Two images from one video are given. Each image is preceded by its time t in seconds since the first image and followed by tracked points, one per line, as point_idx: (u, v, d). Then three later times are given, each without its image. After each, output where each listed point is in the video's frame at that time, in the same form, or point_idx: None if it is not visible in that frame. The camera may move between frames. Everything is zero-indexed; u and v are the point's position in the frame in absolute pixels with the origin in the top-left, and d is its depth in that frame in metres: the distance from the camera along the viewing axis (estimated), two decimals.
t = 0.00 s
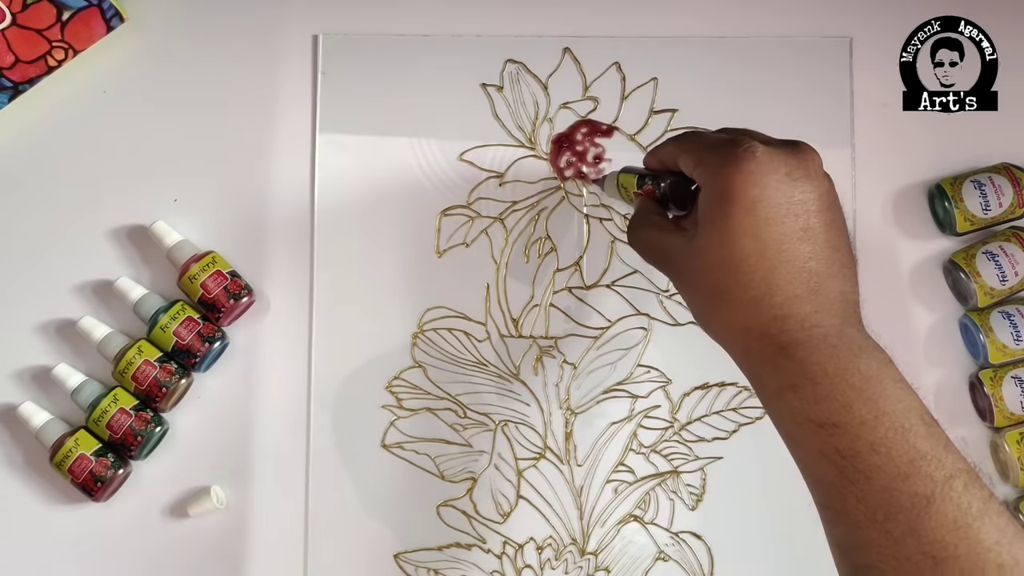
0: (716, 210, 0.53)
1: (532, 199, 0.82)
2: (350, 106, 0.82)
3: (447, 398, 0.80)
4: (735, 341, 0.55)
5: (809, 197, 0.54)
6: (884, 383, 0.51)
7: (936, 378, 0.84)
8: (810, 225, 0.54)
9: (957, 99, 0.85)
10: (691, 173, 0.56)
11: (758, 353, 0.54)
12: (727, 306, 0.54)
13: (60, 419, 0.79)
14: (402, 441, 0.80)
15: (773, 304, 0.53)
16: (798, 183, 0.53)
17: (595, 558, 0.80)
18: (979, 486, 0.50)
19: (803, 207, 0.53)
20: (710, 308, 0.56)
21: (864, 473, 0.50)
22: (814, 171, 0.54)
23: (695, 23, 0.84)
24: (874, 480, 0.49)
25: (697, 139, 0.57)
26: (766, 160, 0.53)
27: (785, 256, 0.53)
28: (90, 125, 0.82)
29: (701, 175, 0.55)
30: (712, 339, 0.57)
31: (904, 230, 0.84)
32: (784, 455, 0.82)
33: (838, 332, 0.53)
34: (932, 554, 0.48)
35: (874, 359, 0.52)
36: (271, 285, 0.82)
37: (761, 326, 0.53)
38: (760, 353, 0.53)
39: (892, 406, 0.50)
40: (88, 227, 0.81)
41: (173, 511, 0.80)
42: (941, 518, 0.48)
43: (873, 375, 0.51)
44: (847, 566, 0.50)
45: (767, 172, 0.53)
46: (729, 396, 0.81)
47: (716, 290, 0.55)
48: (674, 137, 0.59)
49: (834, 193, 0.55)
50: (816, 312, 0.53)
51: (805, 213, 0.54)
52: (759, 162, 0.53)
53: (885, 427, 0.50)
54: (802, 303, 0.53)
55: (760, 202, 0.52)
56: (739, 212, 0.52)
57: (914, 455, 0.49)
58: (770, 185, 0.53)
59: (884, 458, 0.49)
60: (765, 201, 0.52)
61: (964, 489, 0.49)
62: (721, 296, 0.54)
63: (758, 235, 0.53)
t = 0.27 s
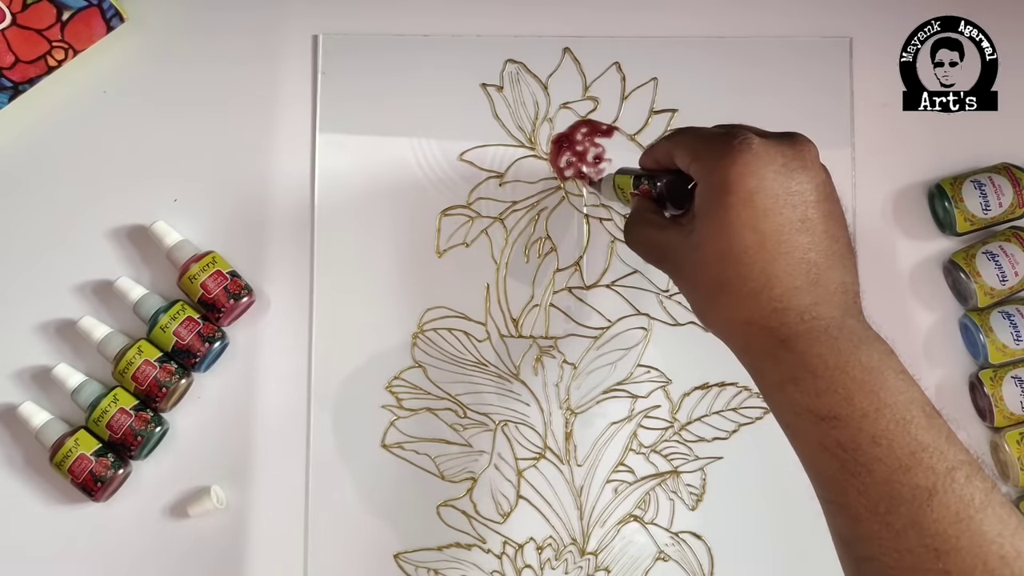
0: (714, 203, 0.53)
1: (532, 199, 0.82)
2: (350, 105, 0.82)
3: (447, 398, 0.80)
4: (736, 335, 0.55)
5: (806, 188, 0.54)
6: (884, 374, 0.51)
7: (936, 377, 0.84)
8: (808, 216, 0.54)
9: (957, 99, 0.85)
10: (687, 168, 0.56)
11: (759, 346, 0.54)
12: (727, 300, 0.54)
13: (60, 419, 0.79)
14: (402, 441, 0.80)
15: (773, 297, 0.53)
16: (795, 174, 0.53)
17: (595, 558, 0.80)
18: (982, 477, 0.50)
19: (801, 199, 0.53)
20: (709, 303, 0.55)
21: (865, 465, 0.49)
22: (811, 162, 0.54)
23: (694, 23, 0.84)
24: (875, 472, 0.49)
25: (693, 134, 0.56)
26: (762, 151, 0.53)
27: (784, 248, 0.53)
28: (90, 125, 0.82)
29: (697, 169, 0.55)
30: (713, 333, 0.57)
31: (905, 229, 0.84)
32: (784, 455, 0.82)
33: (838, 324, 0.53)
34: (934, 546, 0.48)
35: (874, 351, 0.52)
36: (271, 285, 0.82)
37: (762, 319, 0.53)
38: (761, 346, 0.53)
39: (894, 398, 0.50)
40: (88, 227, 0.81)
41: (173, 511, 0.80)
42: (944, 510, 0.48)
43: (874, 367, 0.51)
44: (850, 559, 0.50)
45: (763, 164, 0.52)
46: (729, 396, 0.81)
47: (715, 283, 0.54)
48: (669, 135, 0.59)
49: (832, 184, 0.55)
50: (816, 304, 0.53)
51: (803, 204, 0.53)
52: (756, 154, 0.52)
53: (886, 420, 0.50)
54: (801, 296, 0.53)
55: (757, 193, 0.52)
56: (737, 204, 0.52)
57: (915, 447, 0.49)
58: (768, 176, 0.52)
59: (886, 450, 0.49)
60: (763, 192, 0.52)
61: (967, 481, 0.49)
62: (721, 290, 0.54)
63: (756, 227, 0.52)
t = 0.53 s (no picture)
0: (711, 203, 0.53)
1: (532, 199, 0.82)
2: (350, 105, 0.82)
3: (447, 398, 0.80)
4: (736, 333, 0.55)
5: (804, 185, 0.53)
6: (885, 372, 0.51)
7: (936, 377, 0.84)
8: (807, 214, 0.54)
9: (957, 99, 0.85)
10: (685, 168, 0.56)
11: (759, 345, 0.54)
12: (726, 299, 0.54)
13: (60, 419, 0.79)
14: (402, 441, 0.80)
15: (772, 295, 0.53)
16: (792, 172, 0.53)
17: (595, 558, 0.80)
18: (984, 475, 0.49)
19: (799, 197, 0.53)
20: (710, 302, 0.56)
21: (866, 464, 0.49)
22: (809, 159, 0.54)
23: (694, 23, 0.84)
24: (876, 471, 0.49)
25: (690, 134, 0.57)
26: (759, 149, 0.53)
27: (782, 246, 0.53)
28: (90, 125, 0.82)
29: (694, 169, 0.55)
30: (714, 332, 0.57)
31: (905, 229, 0.84)
32: (784, 455, 0.82)
33: (838, 322, 0.53)
34: (936, 545, 0.47)
35: (875, 348, 0.52)
36: (271, 285, 0.82)
37: (761, 317, 0.53)
38: (761, 345, 0.54)
39: (895, 396, 0.50)
40: (88, 227, 0.81)
41: (173, 511, 0.80)
42: (945, 509, 0.48)
43: (875, 365, 0.51)
44: (852, 558, 0.50)
45: (760, 161, 0.52)
46: (729, 396, 0.81)
47: (715, 282, 0.55)
48: (667, 134, 0.59)
49: (831, 181, 0.55)
50: (815, 303, 0.53)
51: (801, 202, 0.53)
52: (753, 152, 0.52)
53: (887, 418, 0.50)
54: (800, 294, 0.53)
55: (754, 191, 0.52)
56: (734, 202, 0.52)
57: (917, 445, 0.49)
58: (765, 174, 0.52)
59: (886, 449, 0.49)
60: (761, 190, 0.52)
61: (968, 480, 0.48)
62: (720, 288, 0.54)
63: (754, 226, 0.53)
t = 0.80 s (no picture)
0: (708, 200, 0.53)
1: (532, 199, 0.82)
2: (350, 105, 0.82)
3: (447, 398, 0.80)
4: (734, 330, 0.55)
5: (801, 182, 0.54)
6: (883, 368, 0.51)
7: (935, 376, 0.84)
8: (803, 211, 0.54)
9: (957, 99, 0.85)
10: (681, 166, 0.56)
11: (757, 342, 0.54)
12: (725, 297, 0.54)
13: (60, 419, 0.79)
14: (402, 441, 0.80)
15: (770, 291, 0.53)
16: (788, 169, 0.53)
17: (595, 558, 0.80)
18: (982, 470, 0.49)
19: (796, 194, 0.54)
20: (708, 299, 0.56)
21: (864, 460, 0.49)
22: (805, 156, 0.54)
23: (694, 23, 0.84)
24: (875, 467, 0.49)
25: (686, 131, 0.57)
26: (756, 147, 0.53)
27: (780, 243, 0.53)
28: (90, 125, 0.82)
29: (691, 166, 0.55)
30: (712, 330, 0.57)
31: (904, 229, 0.84)
32: (784, 455, 0.82)
33: (835, 318, 0.53)
34: (935, 541, 0.47)
35: (873, 345, 0.52)
36: (271, 285, 0.82)
37: (760, 314, 0.53)
38: (759, 342, 0.54)
39: (893, 392, 0.50)
40: (88, 227, 0.81)
41: (173, 511, 0.80)
42: (943, 504, 0.48)
43: (873, 361, 0.51)
44: (851, 555, 0.50)
45: (757, 159, 0.53)
46: (729, 396, 0.81)
47: (713, 280, 0.55)
48: (663, 133, 0.59)
49: (828, 178, 0.55)
50: (813, 299, 0.53)
51: (798, 199, 0.54)
52: (749, 149, 0.53)
53: (885, 414, 0.50)
54: (798, 290, 0.53)
55: (751, 188, 0.52)
56: (731, 199, 0.52)
57: (915, 441, 0.49)
58: (761, 171, 0.52)
59: (885, 444, 0.49)
60: (758, 187, 0.52)
61: (967, 474, 0.48)
62: (719, 286, 0.54)
63: (752, 223, 0.53)
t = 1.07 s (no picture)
0: (712, 202, 0.53)
1: (532, 199, 0.82)
2: (350, 105, 0.82)
3: (447, 398, 0.80)
4: (739, 333, 0.55)
5: (804, 184, 0.54)
6: (888, 372, 0.51)
7: (936, 376, 0.84)
8: (808, 213, 0.54)
9: (957, 99, 0.85)
10: (685, 169, 0.56)
11: (762, 344, 0.54)
12: (729, 299, 0.54)
13: (60, 419, 0.79)
14: (402, 441, 0.80)
15: (774, 294, 0.53)
16: (791, 171, 0.53)
17: (595, 558, 0.80)
18: (989, 475, 0.49)
19: (800, 196, 0.53)
20: (712, 303, 0.56)
21: (870, 463, 0.49)
22: (809, 158, 0.54)
23: (694, 23, 0.84)
24: (880, 470, 0.49)
25: (689, 134, 0.57)
26: (759, 149, 0.53)
27: (784, 245, 0.53)
28: (90, 125, 0.82)
29: (695, 169, 0.55)
30: (717, 332, 0.57)
31: (904, 230, 0.84)
32: (784, 455, 0.82)
33: (841, 321, 0.53)
34: (941, 545, 0.47)
35: (878, 347, 0.52)
36: (271, 285, 0.82)
37: (764, 316, 0.53)
38: (764, 344, 0.54)
39: (899, 395, 0.50)
40: (88, 226, 0.81)
41: (173, 511, 0.80)
42: (950, 508, 0.48)
43: (878, 364, 0.51)
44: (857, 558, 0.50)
45: (760, 161, 0.53)
46: (729, 396, 0.81)
47: (717, 283, 0.55)
48: (667, 136, 0.59)
49: (831, 179, 0.55)
50: (818, 302, 0.53)
51: (802, 201, 0.53)
52: (752, 151, 0.53)
53: (890, 417, 0.50)
54: (802, 293, 0.53)
55: (754, 190, 0.52)
56: (735, 202, 0.52)
57: (921, 444, 0.49)
58: (764, 173, 0.53)
59: (890, 448, 0.49)
60: (761, 189, 0.52)
61: (973, 479, 0.48)
62: (724, 288, 0.54)
63: (755, 225, 0.53)
